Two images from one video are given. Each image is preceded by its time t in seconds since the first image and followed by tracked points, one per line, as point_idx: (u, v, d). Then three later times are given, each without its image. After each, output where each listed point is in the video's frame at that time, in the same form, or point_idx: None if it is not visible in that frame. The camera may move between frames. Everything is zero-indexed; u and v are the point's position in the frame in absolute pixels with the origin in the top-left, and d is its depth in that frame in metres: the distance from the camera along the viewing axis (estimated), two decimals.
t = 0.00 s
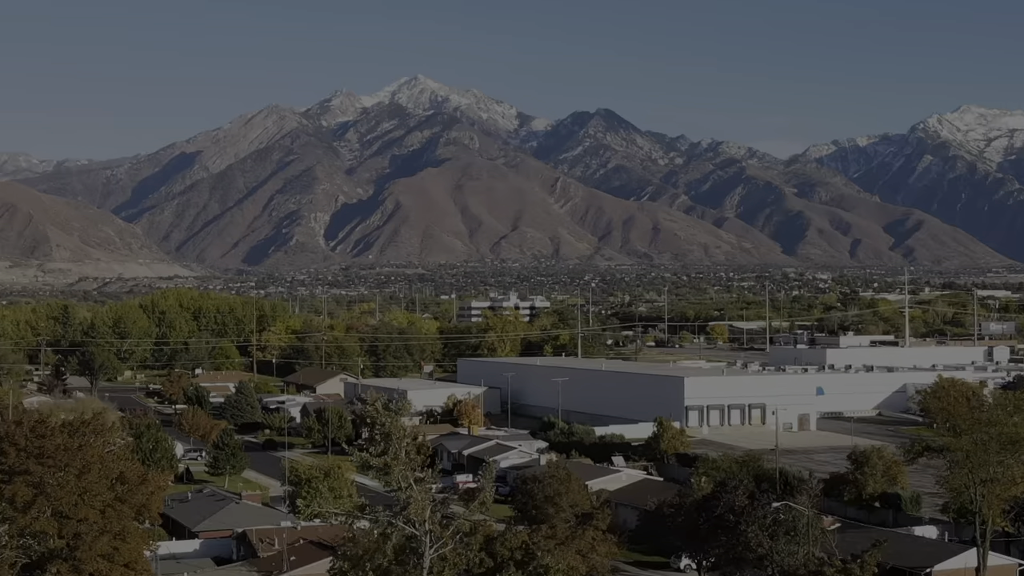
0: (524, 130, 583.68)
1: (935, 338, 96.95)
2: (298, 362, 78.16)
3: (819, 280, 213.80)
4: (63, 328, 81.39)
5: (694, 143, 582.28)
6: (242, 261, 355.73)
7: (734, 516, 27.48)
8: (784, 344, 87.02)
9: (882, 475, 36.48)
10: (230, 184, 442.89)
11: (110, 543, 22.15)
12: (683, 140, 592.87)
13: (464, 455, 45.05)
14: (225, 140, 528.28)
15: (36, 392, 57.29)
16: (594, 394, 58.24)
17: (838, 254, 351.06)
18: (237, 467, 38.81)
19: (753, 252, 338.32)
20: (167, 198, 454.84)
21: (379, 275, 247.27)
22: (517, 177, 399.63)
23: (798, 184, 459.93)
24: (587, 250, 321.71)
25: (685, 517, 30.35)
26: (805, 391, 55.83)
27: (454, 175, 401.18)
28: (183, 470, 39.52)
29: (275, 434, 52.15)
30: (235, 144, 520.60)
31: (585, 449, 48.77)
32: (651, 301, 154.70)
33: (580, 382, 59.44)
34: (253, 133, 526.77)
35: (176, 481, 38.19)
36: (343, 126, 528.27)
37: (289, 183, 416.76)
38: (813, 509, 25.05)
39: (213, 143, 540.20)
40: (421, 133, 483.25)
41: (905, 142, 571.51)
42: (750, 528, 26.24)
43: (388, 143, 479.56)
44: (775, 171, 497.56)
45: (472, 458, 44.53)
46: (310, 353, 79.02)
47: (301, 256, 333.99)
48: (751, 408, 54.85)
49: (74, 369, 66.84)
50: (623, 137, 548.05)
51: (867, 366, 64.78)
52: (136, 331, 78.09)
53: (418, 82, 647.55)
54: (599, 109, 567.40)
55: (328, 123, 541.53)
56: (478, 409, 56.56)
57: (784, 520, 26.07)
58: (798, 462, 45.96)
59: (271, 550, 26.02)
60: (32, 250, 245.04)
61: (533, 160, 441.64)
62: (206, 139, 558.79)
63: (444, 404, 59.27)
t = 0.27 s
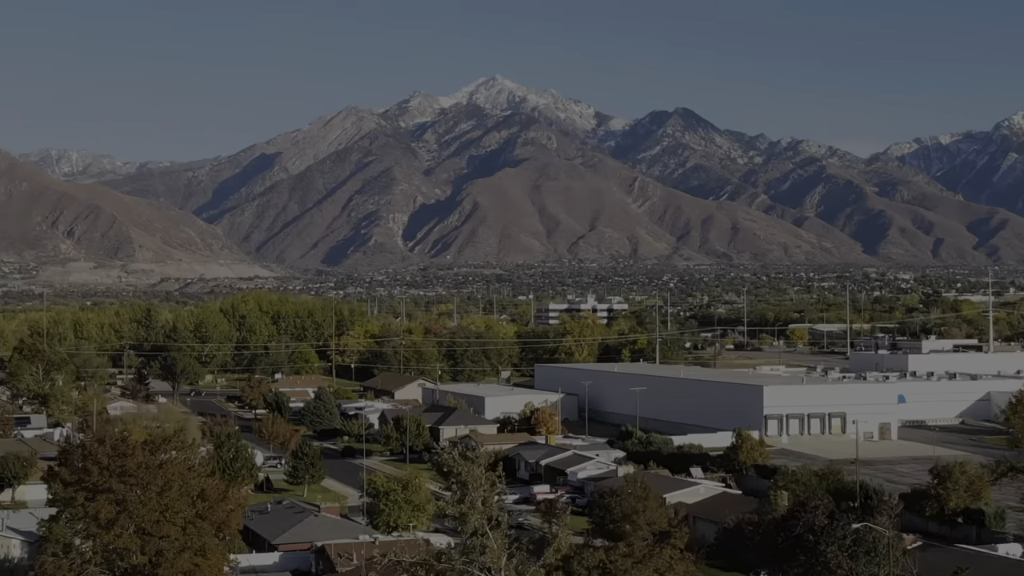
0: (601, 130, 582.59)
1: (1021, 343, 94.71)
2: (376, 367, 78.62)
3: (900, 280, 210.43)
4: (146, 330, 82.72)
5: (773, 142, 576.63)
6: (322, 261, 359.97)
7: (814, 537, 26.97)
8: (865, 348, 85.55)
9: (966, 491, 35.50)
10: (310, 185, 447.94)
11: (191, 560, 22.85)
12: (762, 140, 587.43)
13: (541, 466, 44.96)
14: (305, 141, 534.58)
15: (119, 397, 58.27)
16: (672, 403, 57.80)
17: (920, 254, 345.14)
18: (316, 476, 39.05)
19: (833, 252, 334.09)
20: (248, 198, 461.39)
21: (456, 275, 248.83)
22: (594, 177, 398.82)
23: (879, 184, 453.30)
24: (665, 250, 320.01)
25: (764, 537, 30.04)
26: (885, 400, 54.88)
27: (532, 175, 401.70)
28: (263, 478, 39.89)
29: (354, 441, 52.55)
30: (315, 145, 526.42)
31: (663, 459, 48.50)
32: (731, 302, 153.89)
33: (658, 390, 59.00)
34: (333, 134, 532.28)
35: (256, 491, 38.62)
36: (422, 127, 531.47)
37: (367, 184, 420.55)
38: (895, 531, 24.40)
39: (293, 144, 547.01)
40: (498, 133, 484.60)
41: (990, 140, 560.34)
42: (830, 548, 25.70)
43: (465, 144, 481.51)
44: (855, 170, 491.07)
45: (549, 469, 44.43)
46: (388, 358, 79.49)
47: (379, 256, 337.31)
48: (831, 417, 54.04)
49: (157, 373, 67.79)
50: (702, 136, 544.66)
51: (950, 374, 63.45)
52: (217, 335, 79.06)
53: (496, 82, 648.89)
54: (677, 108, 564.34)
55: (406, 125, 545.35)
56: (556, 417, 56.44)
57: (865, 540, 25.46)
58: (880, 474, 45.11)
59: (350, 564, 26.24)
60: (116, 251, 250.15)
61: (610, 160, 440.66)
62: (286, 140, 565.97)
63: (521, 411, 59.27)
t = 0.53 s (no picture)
0: (682, 129, 578.96)
1: None
2: (457, 371, 78.84)
3: (988, 279, 206.06)
4: (229, 333, 83.90)
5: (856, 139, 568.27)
6: (402, 262, 362.83)
7: (896, 560, 26.61)
8: (950, 353, 83.71)
9: None
10: (391, 186, 451.43)
11: None
12: (845, 137, 579.32)
13: (621, 476, 44.92)
14: (386, 141, 538.89)
15: (203, 402, 59.13)
16: (754, 412, 57.19)
17: (1009, 253, 337.37)
18: (396, 487, 39.23)
19: (918, 251, 328.13)
20: (330, 199, 466.37)
21: (536, 275, 249.02)
22: (675, 176, 396.34)
23: (965, 182, 444.52)
24: (746, 249, 316.78)
25: (845, 559, 29.66)
26: (972, 409, 53.66)
27: (612, 174, 400.51)
28: (344, 488, 40.29)
29: (434, 448, 52.83)
30: (395, 145, 530.19)
31: (745, 471, 48.04)
32: (813, 302, 152.14)
33: (739, 399, 58.43)
34: (413, 134, 535.81)
35: (337, 501, 39.03)
36: (502, 126, 532.34)
37: (448, 184, 422.49)
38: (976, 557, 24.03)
39: (374, 144, 551.57)
40: (578, 132, 483.95)
41: None
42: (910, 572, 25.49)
43: (545, 143, 481.28)
44: (941, 167, 482.38)
45: (630, 481, 44.34)
46: (468, 362, 79.78)
47: (459, 256, 339.06)
48: (915, 428, 53.12)
49: (239, 379, 68.65)
50: (784, 134, 539.02)
51: None
52: (299, 340, 79.81)
53: (576, 81, 647.61)
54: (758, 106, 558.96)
55: (486, 124, 546.91)
56: (635, 426, 56.24)
57: (944, 564, 25.23)
58: (966, 488, 44.22)
59: None
60: (200, 251, 253.90)
61: (691, 158, 437.53)
62: (367, 141, 570.96)
63: (601, 420, 59.07)
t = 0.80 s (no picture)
0: (767, 126, 573.05)
1: None
2: (541, 377, 78.62)
3: None
4: (315, 337, 84.73)
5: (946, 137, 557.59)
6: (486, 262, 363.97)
7: None
8: None
9: None
10: (474, 186, 453.09)
11: None
12: (935, 134, 568.73)
13: (706, 490, 44.41)
14: (470, 141, 541.12)
15: (290, 409, 59.75)
16: (841, 422, 56.33)
17: None
18: (480, 500, 39.18)
19: (1010, 250, 320.77)
20: (414, 200, 469.55)
21: (620, 275, 248.09)
22: (760, 175, 392.29)
23: None
24: (833, 248, 312.32)
25: None
26: None
27: (696, 173, 397.93)
28: (428, 501, 40.42)
29: (518, 458, 52.79)
30: (479, 146, 531.89)
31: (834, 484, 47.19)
32: (901, 304, 149.47)
33: (828, 411, 57.27)
34: (497, 134, 537.24)
35: (421, 513, 39.16)
36: (585, 126, 530.92)
37: (531, 184, 422.39)
38: None
39: (458, 144, 554.06)
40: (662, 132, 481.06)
41: None
42: None
43: (629, 143, 479.00)
44: None
45: (715, 495, 43.80)
46: (552, 368, 79.56)
47: (543, 256, 339.22)
48: (1006, 440, 51.96)
49: (324, 386, 69.20)
50: (871, 132, 530.85)
51: None
52: (383, 345, 80.12)
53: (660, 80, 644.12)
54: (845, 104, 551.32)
55: (569, 124, 546.28)
56: (721, 436, 55.66)
57: None
58: None
59: None
60: (286, 252, 257.00)
61: (776, 157, 432.57)
62: (451, 141, 573.79)
63: (686, 430, 58.48)
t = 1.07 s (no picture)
0: (858, 124, 564.13)
1: None
2: (630, 384, 78.31)
3: None
4: (403, 341, 85.33)
5: None
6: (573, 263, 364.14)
7: None
8: None
9: None
10: (561, 186, 453.23)
11: None
12: None
13: (796, 505, 43.88)
14: (557, 141, 541.17)
15: (378, 417, 60.17)
16: (934, 434, 55.19)
17: None
18: (568, 514, 39.08)
19: None
20: (501, 201, 471.17)
21: (708, 274, 246.01)
22: (850, 173, 386.50)
23: None
24: (926, 247, 306.40)
25: None
26: None
27: (785, 172, 393.70)
28: (516, 513, 40.46)
29: (605, 468, 52.65)
30: (566, 146, 531.75)
31: (925, 499, 46.27)
32: (997, 306, 145.95)
33: (921, 426, 56.17)
34: (583, 135, 536.85)
35: (508, 526, 39.31)
36: (672, 125, 527.96)
37: (618, 184, 420.89)
38: None
39: (545, 144, 554.74)
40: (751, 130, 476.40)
41: None
42: None
43: (717, 142, 475.23)
44: None
45: (806, 511, 43.25)
46: (640, 374, 79.05)
47: (630, 256, 338.12)
48: None
49: (412, 392, 69.68)
50: (965, 130, 519.92)
51: None
52: (471, 350, 80.17)
53: (748, 79, 637.79)
54: (938, 101, 540.80)
55: (657, 123, 543.57)
56: (811, 448, 54.82)
57: None
58: None
59: None
60: (374, 252, 259.63)
61: (867, 155, 425.82)
62: (538, 141, 574.59)
63: (775, 441, 57.74)
